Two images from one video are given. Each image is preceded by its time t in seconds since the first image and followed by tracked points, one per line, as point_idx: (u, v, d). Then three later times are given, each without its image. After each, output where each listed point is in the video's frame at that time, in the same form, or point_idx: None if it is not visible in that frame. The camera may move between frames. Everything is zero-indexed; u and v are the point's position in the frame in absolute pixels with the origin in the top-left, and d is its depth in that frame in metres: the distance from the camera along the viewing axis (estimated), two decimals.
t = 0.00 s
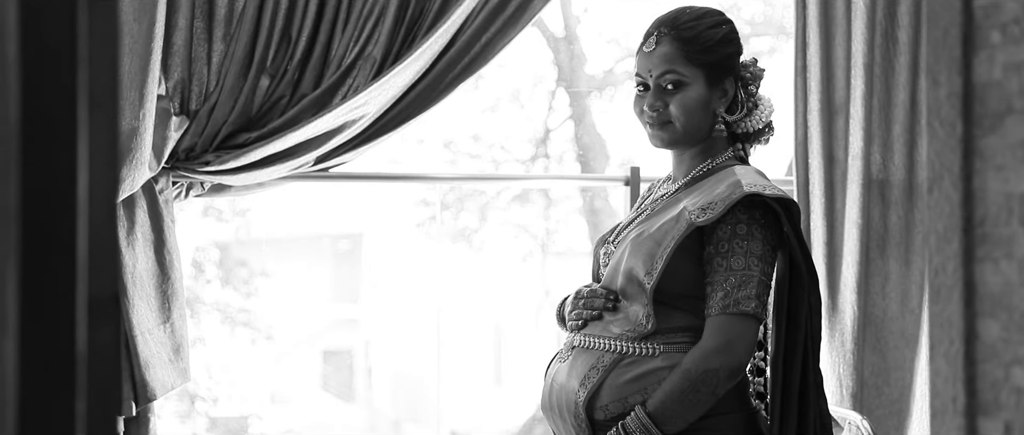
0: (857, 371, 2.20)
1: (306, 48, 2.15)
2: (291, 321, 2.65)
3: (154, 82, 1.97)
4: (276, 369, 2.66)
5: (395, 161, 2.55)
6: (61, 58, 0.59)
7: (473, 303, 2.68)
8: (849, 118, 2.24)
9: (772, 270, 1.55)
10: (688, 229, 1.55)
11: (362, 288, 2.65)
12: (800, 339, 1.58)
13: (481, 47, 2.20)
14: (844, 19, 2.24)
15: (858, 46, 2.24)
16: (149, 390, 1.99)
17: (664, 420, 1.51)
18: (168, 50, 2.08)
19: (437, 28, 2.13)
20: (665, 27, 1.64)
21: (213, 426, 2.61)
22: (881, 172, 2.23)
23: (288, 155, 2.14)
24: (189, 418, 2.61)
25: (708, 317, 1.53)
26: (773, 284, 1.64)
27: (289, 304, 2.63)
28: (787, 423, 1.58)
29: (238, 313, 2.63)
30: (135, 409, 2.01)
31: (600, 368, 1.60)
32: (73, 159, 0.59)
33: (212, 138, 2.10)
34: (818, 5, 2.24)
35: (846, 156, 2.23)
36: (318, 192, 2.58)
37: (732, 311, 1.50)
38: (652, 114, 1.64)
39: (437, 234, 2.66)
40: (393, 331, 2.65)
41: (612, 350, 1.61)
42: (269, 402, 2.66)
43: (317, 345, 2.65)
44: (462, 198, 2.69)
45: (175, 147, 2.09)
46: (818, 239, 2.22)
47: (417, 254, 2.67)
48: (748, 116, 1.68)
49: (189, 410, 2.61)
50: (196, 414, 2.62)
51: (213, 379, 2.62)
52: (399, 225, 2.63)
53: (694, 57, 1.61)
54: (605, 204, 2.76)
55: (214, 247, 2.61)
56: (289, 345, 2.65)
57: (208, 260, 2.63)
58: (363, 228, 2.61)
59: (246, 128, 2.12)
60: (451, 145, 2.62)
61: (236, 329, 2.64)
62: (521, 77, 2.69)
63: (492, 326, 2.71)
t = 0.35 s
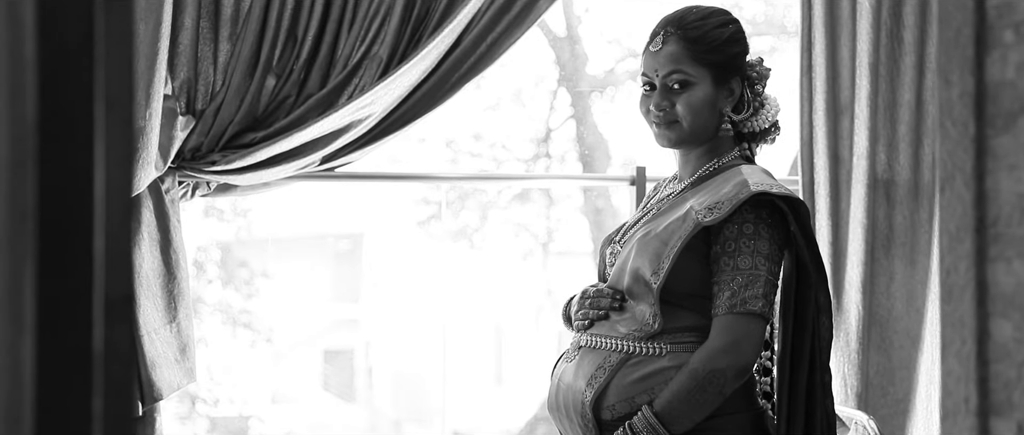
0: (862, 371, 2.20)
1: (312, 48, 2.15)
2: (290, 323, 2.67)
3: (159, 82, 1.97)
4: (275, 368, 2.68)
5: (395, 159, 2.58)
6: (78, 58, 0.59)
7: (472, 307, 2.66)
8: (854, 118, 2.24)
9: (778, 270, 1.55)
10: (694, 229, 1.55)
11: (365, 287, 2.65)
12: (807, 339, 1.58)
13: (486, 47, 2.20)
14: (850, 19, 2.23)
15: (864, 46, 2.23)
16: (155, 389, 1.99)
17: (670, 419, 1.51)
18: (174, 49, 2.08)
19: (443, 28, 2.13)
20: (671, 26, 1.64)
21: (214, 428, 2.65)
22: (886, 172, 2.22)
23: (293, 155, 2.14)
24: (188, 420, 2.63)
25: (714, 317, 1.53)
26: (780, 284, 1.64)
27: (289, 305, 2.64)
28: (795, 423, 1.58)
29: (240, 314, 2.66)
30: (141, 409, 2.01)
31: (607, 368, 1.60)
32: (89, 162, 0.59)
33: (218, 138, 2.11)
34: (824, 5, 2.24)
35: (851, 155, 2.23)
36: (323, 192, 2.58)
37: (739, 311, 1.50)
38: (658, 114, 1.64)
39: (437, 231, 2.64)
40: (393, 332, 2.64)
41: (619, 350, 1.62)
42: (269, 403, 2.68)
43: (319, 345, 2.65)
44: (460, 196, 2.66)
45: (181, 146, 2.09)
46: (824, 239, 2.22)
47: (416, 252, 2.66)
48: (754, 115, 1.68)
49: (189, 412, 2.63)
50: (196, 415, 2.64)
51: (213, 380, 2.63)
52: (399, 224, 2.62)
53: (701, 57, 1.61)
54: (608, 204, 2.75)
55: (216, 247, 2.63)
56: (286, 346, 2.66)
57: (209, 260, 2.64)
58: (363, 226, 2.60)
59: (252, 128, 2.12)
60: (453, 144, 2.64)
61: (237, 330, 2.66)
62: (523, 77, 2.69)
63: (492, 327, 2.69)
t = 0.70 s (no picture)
0: (866, 371, 2.20)
1: (317, 48, 2.15)
2: (291, 324, 2.66)
3: (166, 82, 1.97)
4: (275, 368, 2.66)
5: (398, 159, 2.54)
6: (91, 59, 0.60)
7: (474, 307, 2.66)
8: (858, 118, 2.24)
9: (784, 270, 1.55)
10: (699, 229, 1.55)
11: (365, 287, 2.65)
12: (811, 340, 1.58)
13: (491, 47, 2.20)
14: (854, 19, 2.23)
15: (867, 47, 2.24)
16: (160, 389, 1.99)
17: (676, 420, 1.52)
18: (180, 50, 2.08)
19: (449, 28, 2.13)
20: (676, 26, 1.64)
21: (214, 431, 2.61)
22: (891, 172, 2.21)
23: (299, 155, 2.14)
24: (189, 421, 2.61)
25: (720, 317, 1.53)
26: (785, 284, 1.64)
27: (290, 307, 2.65)
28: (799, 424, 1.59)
29: (241, 315, 2.65)
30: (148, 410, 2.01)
31: (612, 368, 1.61)
32: (102, 161, 0.60)
33: (223, 138, 2.11)
34: (828, 5, 2.24)
35: (855, 155, 2.23)
36: (323, 192, 2.59)
37: (744, 311, 1.50)
38: (662, 114, 1.65)
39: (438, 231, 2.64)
40: (394, 333, 2.62)
41: (623, 351, 1.62)
42: (270, 403, 2.66)
43: (319, 345, 2.65)
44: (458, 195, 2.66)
45: (187, 146, 2.10)
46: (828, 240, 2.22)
47: (416, 252, 2.66)
48: (759, 115, 1.68)
49: (189, 413, 2.61)
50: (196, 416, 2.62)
51: (213, 382, 2.62)
52: (400, 223, 2.63)
53: (705, 57, 1.61)
54: (608, 204, 2.75)
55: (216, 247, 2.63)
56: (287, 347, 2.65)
57: (210, 261, 2.64)
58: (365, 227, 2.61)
59: (257, 128, 2.13)
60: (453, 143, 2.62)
61: (239, 331, 2.65)
62: (524, 78, 2.68)
63: (492, 327, 2.68)
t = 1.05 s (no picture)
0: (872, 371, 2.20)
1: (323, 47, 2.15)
2: (289, 323, 2.67)
3: (171, 82, 1.97)
4: (275, 367, 2.69)
5: (398, 158, 2.51)
6: (109, 58, 0.37)
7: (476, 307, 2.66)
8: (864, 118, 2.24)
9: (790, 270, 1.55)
10: (705, 229, 1.55)
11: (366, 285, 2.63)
12: (818, 339, 1.58)
13: (496, 46, 2.19)
14: (859, 19, 2.23)
15: (874, 46, 2.22)
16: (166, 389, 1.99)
17: (682, 420, 1.52)
18: (185, 49, 2.09)
19: (454, 28, 2.13)
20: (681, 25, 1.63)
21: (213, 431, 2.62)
22: (897, 172, 2.21)
23: (303, 155, 2.14)
24: (190, 422, 2.60)
25: (726, 317, 1.53)
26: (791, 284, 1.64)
27: (291, 306, 2.63)
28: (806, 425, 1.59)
29: (241, 315, 2.67)
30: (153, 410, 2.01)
31: (618, 368, 1.61)
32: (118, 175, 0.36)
33: (228, 137, 2.11)
34: (833, 5, 2.23)
35: (860, 155, 2.23)
36: (323, 192, 2.55)
37: (750, 311, 1.50)
38: (668, 114, 1.65)
39: (438, 230, 2.62)
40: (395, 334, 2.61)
41: (629, 351, 1.62)
42: (271, 403, 2.68)
43: (320, 344, 2.65)
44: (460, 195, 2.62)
45: (192, 145, 2.10)
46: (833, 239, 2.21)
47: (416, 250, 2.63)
48: (764, 114, 1.68)
49: (189, 414, 2.60)
50: (197, 418, 2.61)
51: (214, 384, 2.64)
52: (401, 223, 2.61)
53: (711, 57, 1.61)
54: (608, 204, 2.74)
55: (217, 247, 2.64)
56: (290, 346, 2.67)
57: (212, 261, 2.65)
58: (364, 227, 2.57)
59: (262, 127, 2.13)
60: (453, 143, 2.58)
61: (239, 331, 2.67)
62: (527, 78, 2.68)
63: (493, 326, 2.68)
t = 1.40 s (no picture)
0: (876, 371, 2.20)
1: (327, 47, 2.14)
2: (291, 322, 2.66)
3: (177, 82, 1.97)
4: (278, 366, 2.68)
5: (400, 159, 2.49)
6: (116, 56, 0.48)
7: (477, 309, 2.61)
8: (869, 117, 2.23)
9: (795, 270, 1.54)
10: (711, 229, 1.56)
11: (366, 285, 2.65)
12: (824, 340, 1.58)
13: (500, 47, 2.18)
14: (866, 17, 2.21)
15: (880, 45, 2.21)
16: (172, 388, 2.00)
17: (688, 420, 1.53)
18: (189, 48, 2.08)
19: (459, 28, 2.13)
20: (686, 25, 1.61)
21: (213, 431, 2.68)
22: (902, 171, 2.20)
23: (309, 154, 2.15)
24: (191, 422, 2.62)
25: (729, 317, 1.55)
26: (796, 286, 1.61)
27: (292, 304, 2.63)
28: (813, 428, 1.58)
29: (243, 316, 2.64)
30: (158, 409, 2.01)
31: (623, 368, 1.63)
32: (131, 167, 0.49)
33: (233, 136, 2.12)
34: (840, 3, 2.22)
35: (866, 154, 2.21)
36: (324, 190, 2.53)
37: (756, 311, 1.50)
38: (675, 113, 1.66)
39: (438, 230, 2.59)
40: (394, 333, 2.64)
41: (634, 350, 1.64)
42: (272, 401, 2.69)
43: (320, 343, 2.67)
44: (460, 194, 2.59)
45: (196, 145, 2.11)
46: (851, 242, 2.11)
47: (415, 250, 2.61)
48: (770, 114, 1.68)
49: (190, 415, 2.65)
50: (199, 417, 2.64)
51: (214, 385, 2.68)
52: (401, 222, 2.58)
53: (717, 57, 1.59)
54: (613, 204, 2.62)
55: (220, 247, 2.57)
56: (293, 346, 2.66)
57: (214, 260, 2.60)
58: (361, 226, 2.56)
59: (267, 126, 2.14)
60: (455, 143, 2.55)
61: (240, 331, 2.65)
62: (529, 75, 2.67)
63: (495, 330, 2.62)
